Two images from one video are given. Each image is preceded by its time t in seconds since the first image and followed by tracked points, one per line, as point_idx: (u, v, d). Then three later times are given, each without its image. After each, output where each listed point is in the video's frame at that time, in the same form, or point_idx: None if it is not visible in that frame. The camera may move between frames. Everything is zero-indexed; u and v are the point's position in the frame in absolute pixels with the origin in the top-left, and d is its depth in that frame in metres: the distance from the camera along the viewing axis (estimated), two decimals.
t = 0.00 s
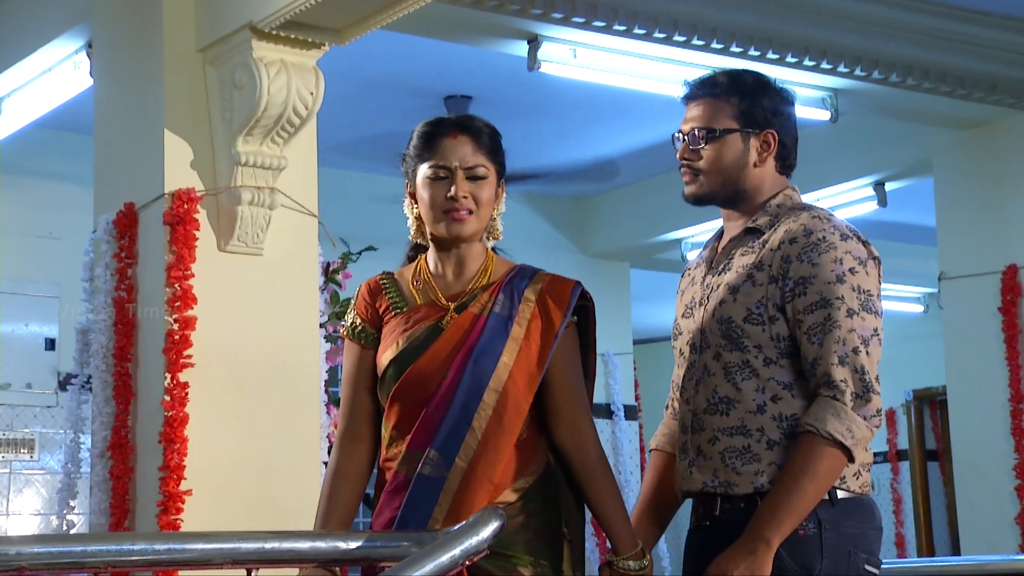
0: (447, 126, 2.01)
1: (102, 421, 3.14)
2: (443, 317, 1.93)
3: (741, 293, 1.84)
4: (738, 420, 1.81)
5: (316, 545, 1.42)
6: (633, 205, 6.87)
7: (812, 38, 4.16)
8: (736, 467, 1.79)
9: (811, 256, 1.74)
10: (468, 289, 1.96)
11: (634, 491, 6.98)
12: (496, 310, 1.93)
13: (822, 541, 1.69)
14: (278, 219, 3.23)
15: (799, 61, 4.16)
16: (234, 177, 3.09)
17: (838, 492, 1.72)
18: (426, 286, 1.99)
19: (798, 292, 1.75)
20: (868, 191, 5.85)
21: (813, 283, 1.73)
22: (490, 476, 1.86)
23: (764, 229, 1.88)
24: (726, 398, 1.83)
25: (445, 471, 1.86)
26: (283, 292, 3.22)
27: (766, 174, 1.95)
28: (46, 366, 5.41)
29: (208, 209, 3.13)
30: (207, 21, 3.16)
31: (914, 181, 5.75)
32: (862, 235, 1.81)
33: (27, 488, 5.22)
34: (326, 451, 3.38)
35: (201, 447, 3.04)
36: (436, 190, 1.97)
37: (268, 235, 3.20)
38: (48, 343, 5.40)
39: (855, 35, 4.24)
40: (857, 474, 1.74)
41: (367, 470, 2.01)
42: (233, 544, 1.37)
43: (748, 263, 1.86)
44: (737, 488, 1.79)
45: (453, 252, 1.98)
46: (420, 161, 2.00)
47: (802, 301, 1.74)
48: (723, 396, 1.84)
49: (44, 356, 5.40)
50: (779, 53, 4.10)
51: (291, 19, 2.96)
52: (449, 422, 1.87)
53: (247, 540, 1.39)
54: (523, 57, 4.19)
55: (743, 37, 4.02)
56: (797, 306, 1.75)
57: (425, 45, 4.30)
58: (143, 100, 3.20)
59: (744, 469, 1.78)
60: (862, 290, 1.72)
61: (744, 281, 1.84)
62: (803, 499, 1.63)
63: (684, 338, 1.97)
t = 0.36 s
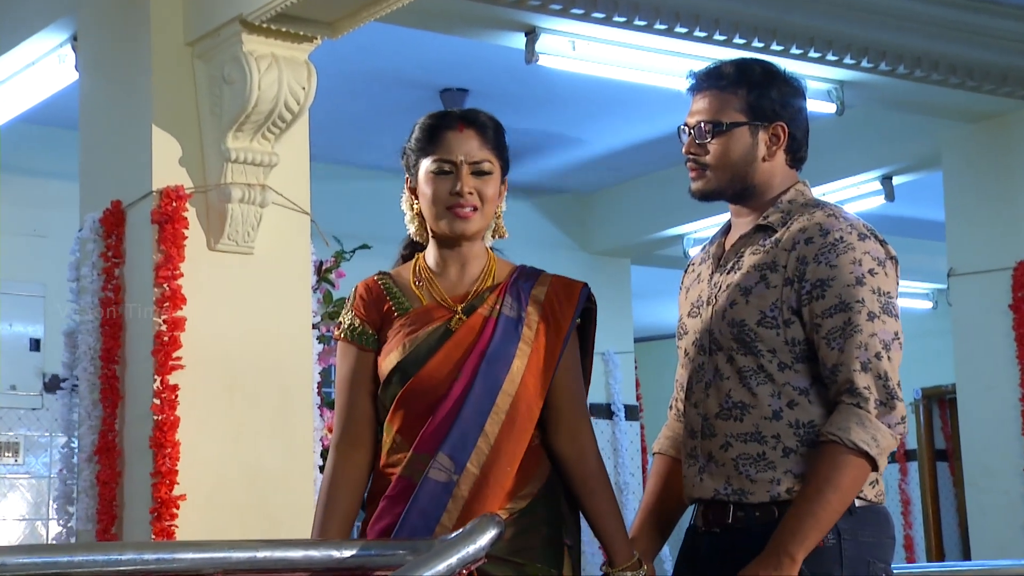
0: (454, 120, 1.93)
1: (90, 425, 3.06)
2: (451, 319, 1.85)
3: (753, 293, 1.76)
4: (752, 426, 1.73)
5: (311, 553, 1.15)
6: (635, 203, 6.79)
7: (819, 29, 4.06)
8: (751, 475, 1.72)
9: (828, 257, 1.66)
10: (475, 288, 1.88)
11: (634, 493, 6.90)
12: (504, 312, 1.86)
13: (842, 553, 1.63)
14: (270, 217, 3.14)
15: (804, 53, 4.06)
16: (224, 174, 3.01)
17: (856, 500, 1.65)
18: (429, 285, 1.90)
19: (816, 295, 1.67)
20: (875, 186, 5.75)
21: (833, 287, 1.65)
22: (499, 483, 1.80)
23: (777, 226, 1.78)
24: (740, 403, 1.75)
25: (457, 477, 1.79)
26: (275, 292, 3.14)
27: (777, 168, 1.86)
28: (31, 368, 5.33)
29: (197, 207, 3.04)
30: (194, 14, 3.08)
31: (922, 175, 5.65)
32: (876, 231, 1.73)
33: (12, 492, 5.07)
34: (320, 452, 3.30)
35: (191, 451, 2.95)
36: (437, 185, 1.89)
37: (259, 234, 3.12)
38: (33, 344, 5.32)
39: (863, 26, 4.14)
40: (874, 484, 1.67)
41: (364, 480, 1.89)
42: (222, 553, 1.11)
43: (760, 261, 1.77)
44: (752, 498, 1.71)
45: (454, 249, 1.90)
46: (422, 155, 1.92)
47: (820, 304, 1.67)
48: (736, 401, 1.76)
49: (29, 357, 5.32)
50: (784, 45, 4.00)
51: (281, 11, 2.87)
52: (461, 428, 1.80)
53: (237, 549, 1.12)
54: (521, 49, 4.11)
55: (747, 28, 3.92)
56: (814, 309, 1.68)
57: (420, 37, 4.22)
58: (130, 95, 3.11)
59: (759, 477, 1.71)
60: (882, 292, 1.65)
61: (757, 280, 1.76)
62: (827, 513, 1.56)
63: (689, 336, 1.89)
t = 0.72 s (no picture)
0: (450, 119, 2.04)
1: (77, 432, 2.99)
2: (450, 328, 1.95)
3: (760, 303, 1.82)
4: (757, 435, 1.80)
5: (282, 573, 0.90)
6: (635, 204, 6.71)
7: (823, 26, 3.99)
8: (754, 482, 1.79)
9: (840, 263, 1.72)
10: (468, 297, 1.99)
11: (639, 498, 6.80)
12: (504, 323, 1.98)
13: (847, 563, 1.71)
14: (260, 219, 3.06)
15: (809, 50, 3.99)
16: (214, 175, 2.93)
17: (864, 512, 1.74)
18: (421, 293, 1.97)
19: (824, 303, 1.73)
20: (883, 185, 5.67)
21: (843, 295, 1.71)
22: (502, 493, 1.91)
23: (782, 230, 1.86)
24: (744, 411, 1.82)
25: (468, 490, 1.88)
26: (270, 296, 3.07)
27: (774, 172, 1.92)
28: (16, 372, 5.25)
29: (186, 208, 2.96)
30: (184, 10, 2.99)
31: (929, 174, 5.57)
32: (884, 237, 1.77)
33: None
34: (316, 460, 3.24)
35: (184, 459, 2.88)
36: (476, 177, 2.00)
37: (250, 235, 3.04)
38: (18, 348, 5.23)
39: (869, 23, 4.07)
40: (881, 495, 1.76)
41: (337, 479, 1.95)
42: None
43: (766, 268, 1.84)
44: (755, 507, 1.78)
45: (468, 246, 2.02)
46: (445, 153, 2.02)
47: (830, 311, 1.72)
48: (741, 409, 1.82)
49: (13, 361, 5.23)
50: (788, 42, 3.93)
51: (274, 8, 2.78)
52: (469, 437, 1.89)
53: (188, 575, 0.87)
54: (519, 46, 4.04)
55: (751, 25, 3.85)
56: (822, 317, 1.74)
57: (415, 33, 4.15)
58: (119, 92, 3.03)
59: (763, 488, 1.78)
60: (892, 300, 1.71)
61: (762, 289, 1.83)
62: (841, 525, 1.62)
63: (690, 342, 1.96)
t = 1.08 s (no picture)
0: (427, 115, 1.95)
1: (60, 434, 2.91)
2: (437, 327, 1.89)
3: (749, 305, 1.73)
4: (747, 442, 1.71)
5: None
6: (632, 200, 6.64)
7: (826, 17, 3.92)
8: (744, 491, 1.70)
9: (828, 266, 1.63)
10: (445, 295, 1.93)
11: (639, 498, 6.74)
12: (481, 322, 1.94)
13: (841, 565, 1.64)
14: (250, 215, 2.99)
15: (812, 42, 3.93)
16: (202, 170, 2.85)
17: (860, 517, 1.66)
18: (404, 289, 1.89)
19: (813, 305, 1.64)
20: (887, 180, 5.59)
21: (830, 299, 1.62)
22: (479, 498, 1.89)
23: (773, 231, 1.76)
24: (734, 417, 1.73)
25: (451, 492, 1.85)
26: (260, 293, 2.99)
27: (769, 172, 1.84)
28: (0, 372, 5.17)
29: (174, 205, 2.88)
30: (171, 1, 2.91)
31: (935, 168, 5.50)
32: (876, 236, 1.68)
33: None
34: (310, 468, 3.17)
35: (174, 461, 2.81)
36: (465, 173, 1.94)
37: (240, 231, 2.96)
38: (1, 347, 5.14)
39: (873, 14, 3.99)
40: (875, 498, 1.67)
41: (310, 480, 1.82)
42: None
43: (757, 270, 1.75)
44: (746, 515, 1.69)
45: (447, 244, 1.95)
46: (432, 147, 1.93)
47: (819, 315, 1.63)
48: (729, 415, 1.73)
49: None
50: (790, 33, 3.86)
51: None
52: (460, 436, 1.86)
53: None
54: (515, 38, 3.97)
55: (752, 16, 3.79)
56: (811, 321, 1.65)
57: (406, 24, 4.07)
58: (104, 86, 2.95)
59: (755, 495, 1.69)
60: (884, 302, 1.62)
61: (751, 290, 1.74)
62: (829, 532, 1.55)
63: (678, 345, 1.86)
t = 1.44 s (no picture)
0: (400, 107, 1.93)
1: (40, 434, 2.83)
2: (414, 328, 1.86)
3: (738, 306, 1.75)
4: (735, 443, 1.73)
5: None
6: (628, 194, 6.57)
7: (828, 7, 3.86)
8: (733, 492, 1.73)
9: (819, 266, 1.65)
10: (418, 297, 1.91)
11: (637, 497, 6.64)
12: (454, 325, 1.92)
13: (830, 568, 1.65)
14: (237, 210, 2.91)
15: (814, 32, 3.86)
16: (188, 163, 2.77)
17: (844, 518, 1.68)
18: (380, 289, 1.85)
19: (803, 306, 1.66)
20: (890, 173, 5.52)
21: (821, 299, 1.64)
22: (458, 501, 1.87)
23: (762, 231, 1.78)
24: (722, 419, 1.75)
25: (430, 498, 1.82)
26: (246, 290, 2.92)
27: (757, 166, 1.87)
28: None
29: (159, 198, 2.81)
30: None
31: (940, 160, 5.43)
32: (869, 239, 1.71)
33: None
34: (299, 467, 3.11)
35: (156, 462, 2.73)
36: (440, 168, 1.92)
37: (226, 226, 2.89)
38: None
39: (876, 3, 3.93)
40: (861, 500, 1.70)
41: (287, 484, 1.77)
42: None
43: (746, 270, 1.77)
44: (735, 517, 1.72)
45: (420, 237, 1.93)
46: (407, 139, 1.91)
47: (809, 316, 1.65)
48: (718, 416, 1.75)
49: None
50: (791, 23, 3.80)
51: None
52: (436, 443, 1.83)
53: None
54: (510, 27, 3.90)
55: (753, 5, 3.72)
56: (802, 321, 1.67)
57: (398, 13, 4.00)
58: (87, 76, 2.87)
59: (743, 497, 1.72)
60: (875, 302, 1.64)
61: (741, 291, 1.76)
62: (813, 529, 1.58)
63: (667, 346, 1.88)
